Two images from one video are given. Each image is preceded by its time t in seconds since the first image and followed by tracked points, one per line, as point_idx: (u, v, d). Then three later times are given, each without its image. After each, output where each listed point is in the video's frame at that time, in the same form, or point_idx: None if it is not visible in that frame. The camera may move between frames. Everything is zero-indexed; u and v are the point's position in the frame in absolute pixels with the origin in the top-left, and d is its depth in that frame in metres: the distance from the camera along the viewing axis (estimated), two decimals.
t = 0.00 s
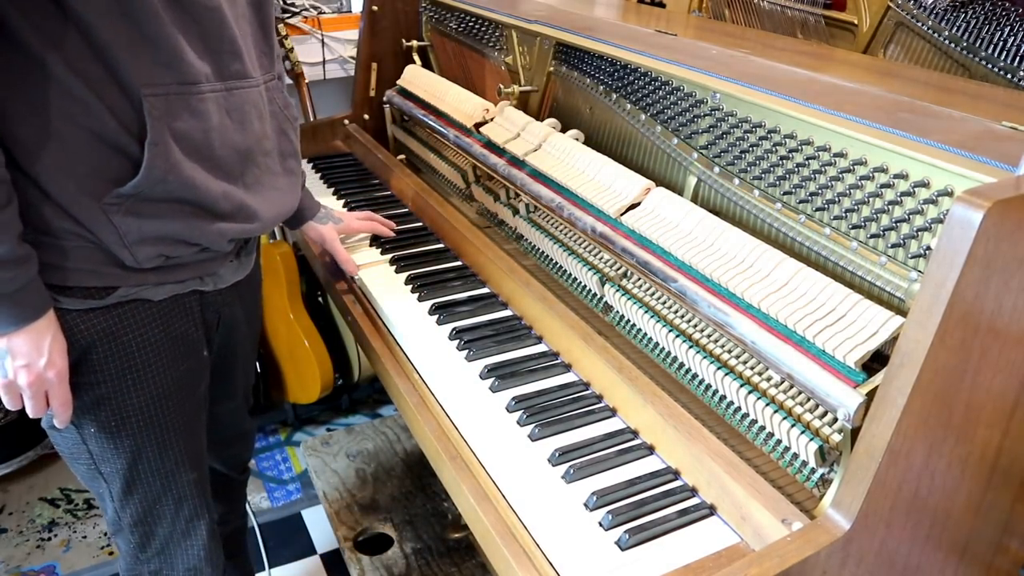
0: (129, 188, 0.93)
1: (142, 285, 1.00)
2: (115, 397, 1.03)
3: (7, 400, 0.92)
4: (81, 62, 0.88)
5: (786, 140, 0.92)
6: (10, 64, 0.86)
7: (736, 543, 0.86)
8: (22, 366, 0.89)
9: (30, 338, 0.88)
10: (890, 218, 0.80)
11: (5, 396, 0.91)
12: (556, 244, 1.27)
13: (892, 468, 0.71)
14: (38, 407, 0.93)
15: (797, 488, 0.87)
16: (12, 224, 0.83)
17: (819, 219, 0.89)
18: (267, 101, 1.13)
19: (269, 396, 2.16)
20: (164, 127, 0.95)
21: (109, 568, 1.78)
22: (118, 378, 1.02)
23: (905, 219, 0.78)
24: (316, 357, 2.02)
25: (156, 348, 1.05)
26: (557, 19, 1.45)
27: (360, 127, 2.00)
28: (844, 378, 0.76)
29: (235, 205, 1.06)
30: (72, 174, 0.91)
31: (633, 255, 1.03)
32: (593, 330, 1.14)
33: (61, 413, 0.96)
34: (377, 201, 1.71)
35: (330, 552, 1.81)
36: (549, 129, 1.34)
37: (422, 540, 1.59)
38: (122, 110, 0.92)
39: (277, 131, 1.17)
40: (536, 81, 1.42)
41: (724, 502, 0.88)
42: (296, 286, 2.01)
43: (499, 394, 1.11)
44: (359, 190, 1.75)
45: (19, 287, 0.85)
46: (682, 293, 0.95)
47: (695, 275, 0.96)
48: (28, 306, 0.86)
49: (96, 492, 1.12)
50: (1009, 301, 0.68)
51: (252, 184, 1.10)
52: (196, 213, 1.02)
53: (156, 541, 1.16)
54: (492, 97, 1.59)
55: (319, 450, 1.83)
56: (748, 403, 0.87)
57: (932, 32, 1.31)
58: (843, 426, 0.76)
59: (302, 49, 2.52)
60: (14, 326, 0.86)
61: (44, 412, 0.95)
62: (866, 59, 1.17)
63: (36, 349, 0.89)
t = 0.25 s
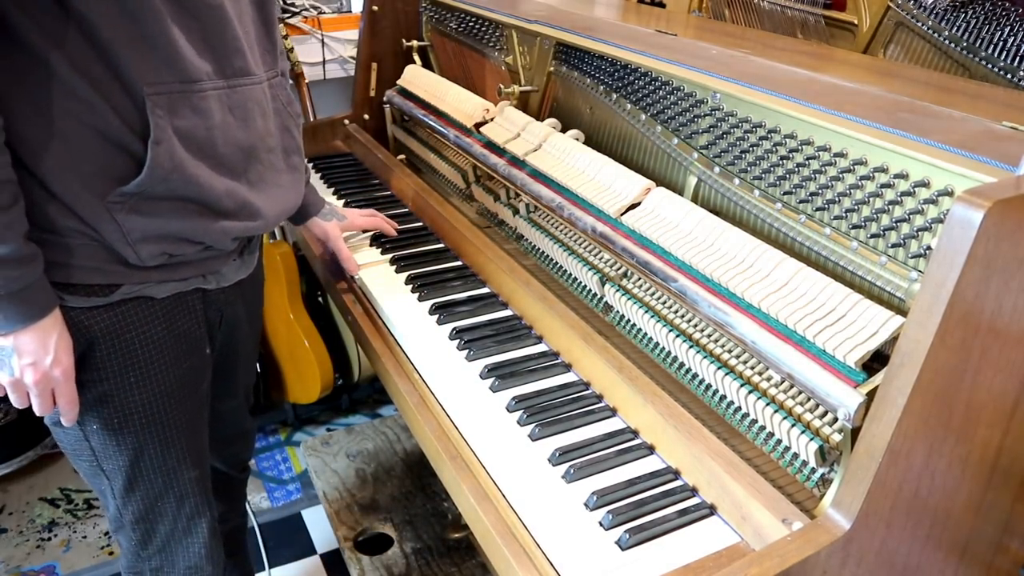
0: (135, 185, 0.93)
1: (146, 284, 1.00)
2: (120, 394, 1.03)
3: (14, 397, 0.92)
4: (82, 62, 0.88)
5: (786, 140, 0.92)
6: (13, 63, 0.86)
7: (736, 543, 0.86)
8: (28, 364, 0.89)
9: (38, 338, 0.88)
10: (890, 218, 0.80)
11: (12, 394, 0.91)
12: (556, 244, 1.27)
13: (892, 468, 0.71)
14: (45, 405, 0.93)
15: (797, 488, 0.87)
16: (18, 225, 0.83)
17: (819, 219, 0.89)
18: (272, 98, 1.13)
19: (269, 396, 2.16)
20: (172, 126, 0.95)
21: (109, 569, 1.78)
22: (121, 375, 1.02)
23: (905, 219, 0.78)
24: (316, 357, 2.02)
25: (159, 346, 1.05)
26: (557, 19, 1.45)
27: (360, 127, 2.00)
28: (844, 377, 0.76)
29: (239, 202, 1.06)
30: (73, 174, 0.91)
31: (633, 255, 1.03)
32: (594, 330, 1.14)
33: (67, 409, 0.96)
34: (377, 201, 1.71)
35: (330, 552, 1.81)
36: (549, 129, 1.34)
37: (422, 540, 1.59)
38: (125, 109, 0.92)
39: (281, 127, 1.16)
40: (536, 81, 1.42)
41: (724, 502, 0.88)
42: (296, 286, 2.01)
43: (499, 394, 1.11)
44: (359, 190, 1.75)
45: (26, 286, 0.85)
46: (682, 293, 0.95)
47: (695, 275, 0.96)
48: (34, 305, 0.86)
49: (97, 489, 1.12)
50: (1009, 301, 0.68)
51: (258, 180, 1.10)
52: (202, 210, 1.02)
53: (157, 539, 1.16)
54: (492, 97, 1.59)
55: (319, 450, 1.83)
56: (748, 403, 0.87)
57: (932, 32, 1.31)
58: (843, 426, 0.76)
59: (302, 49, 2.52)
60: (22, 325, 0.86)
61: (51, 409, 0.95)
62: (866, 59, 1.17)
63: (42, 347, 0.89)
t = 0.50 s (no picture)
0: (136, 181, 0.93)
1: (144, 277, 1.00)
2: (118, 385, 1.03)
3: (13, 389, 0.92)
4: (82, 59, 0.89)
5: (786, 140, 0.92)
6: (13, 63, 0.86)
7: (736, 543, 0.86)
8: (26, 356, 0.89)
9: (36, 329, 0.88)
10: (890, 218, 0.80)
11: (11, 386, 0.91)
12: (556, 244, 1.27)
13: (892, 469, 0.71)
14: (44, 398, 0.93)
15: (797, 488, 0.87)
16: (15, 221, 0.83)
17: (819, 219, 0.89)
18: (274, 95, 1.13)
19: (269, 396, 2.16)
20: (175, 123, 0.95)
21: (109, 568, 1.78)
22: (120, 369, 1.03)
23: (905, 219, 0.78)
24: (316, 357, 2.02)
25: (159, 340, 1.05)
26: (557, 19, 1.45)
27: (360, 127, 2.00)
28: (844, 378, 0.76)
29: (237, 198, 1.05)
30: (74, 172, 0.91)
31: (633, 255, 1.03)
32: (594, 330, 1.14)
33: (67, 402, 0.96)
34: (377, 201, 1.71)
35: (330, 552, 1.81)
36: (549, 129, 1.34)
37: (422, 540, 1.59)
38: (124, 107, 0.92)
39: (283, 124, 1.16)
40: (536, 81, 1.42)
41: (724, 502, 0.88)
42: (296, 286, 2.01)
43: (499, 394, 1.11)
44: (360, 190, 1.75)
45: (25, 279, 0.85)
46: (681, 292, 0.95)
47: (695, 274, 0.96)
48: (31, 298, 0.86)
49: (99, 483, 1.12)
50: (1009, 301, 0.68)
51: (260, 176, 1.10)
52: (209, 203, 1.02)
53: (157, 535, 1.16)
54: (492, 97, 1.59)
55: (319, 450, 1.83)
56: (748, 403, 0.87)
57: (932, 32, 1.31)
58: (843, 426, 0.76)
59: (302, 49, 2.52)
60: (19, 316, 0.86)
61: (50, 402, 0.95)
62: (866, 59, 1.17)
63: (41, 340, 0.89)
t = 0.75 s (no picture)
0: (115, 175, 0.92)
1: (127, 267, 0.99)
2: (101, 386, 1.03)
3: None
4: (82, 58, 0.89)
5: (786, 140, 0.92)
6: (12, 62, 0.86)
7: (736, 543, 0.86)
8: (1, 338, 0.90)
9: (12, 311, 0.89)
10: (890, 218, 0.80)
11: None
12: (556, 244, 1.27)
13: (892, 469, 0.71)
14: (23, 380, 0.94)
15: (797, 488, 0.87)
16: None
17: (819, 220, 0.89)
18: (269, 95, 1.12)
19: (269, 396, 2.16)
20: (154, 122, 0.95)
21: (109, 568, 1.78)
22: (112, 365, 1.03)
23: (905, 219, 0.78)
24: (316, 357, 2.02)
25: (150, 334, 1.04)
26: (556, 19, 1.45)
27: (360, 127, 2.00)
28: (844, 377, 0.76)
29: (219, 196, 1.04)
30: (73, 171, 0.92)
31: (632, 255, 1.03)
32: (593, 330, 1.14)
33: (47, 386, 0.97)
34: (377, 201, 1.71)
35: (330, 552, 1.81)
36: (549, 129, 1.34)
37: (422, 540, 1.59)
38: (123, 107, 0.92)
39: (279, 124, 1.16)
40: (536, 81, 1.42)
41: (724, 502, 0.88)
42: (296, 286, 2.01)
43: (499, 394, 1.11)
44: (359, 190, 1.75)
45: (2, 261, 0.86)
46: (681, 292, 0.95)
47: (695, 274, 0.96)
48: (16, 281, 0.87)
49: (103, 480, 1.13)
50: (1009, 301, 0.68)
51: (250, 178, 1.10)
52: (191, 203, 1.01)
53: (164, 533, 1.16)
54: (492, 97, 1.59)
55: (318, 449, 1.83)
56: (748, 403, 0.87)
57: (932, 32, 1.31)
58: (843, 426, 0.76)
59: (302, 49, 2.52)
60: None
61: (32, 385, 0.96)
62: (866, 59, 1.17)
63: (17, 323, 0.90)
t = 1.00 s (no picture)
0: (103, 175, 0.93)
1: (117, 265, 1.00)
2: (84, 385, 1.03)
3: None
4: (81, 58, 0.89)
5: (786, 140, 0.92)
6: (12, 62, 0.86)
7: (736, 543, 0.86)
8: None
9: None
10: (890, 218, 0.80)
11: None
12: (556, 244, 1.27)
13: (892, 469, 0.71)
14: None
15: (797, 488, 0.87)
16: None
17: (819, 220, 0.89)
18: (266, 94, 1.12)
19: (269, 396, 2.16)
20: (150, 123, 0.95)
21: (109, 568, 1.78)
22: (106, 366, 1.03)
23: (905, 219, 0.78)
24: (316, 356, 2.02)
25: (144, 335, 1.05)
26: (556, 19, 1.45)
27: (359, 127, 2.00)
28: (844, 377, 0.76)
29: (212, 196, 1.03)
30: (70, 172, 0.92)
31: (632, 254, 1.03)
32: (593, 330, 1.14)
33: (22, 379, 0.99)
34: (377, 201, 1.71)
35: (330, 552, 1.81)
36: (549, 129, 1.34)
37: (422, 540, 1.59)
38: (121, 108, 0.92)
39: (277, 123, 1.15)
40: (536, 82, 1.42)
41: (724, 502, 0.88)
42: (296, 287, 2.01)
43: (499, 394, 1.11)
44: (359, 190, 1.76)
45: None
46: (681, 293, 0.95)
47: (695, 274, 0.96)
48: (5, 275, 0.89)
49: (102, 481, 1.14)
50: (1009, 301, 0.68)
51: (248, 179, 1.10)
52: (185, 204, 1.01)
53: (161, 536, 1.16)
54: (492, 96, 1.59)
55: (317, 449, 1.83)
56: (748, 402, 0.87)
57: (932, 32, 1.31)
58: (843, 426, 0.76)
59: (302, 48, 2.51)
60: None
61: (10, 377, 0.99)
62: (866, 59, 1.17)
63: None
